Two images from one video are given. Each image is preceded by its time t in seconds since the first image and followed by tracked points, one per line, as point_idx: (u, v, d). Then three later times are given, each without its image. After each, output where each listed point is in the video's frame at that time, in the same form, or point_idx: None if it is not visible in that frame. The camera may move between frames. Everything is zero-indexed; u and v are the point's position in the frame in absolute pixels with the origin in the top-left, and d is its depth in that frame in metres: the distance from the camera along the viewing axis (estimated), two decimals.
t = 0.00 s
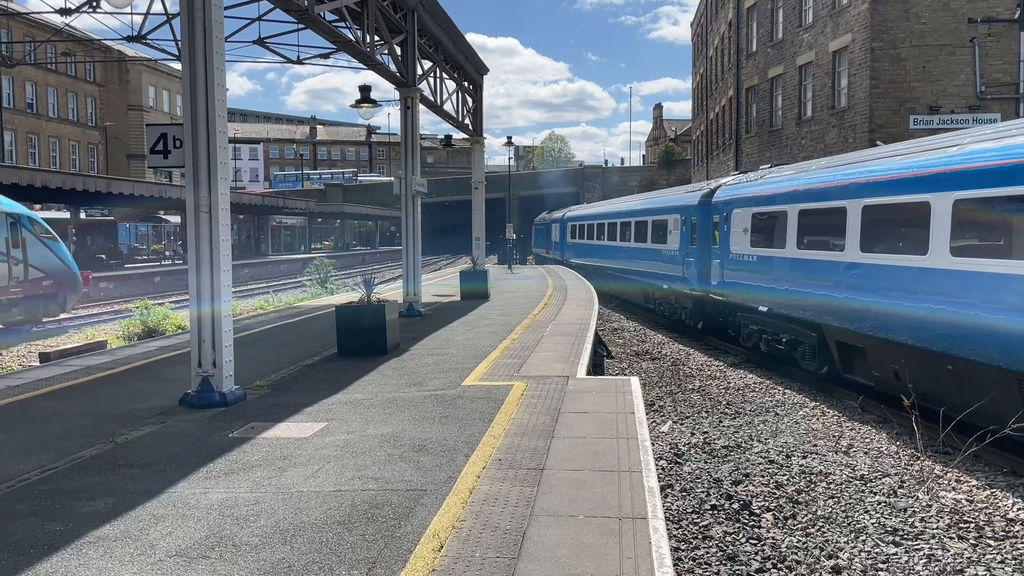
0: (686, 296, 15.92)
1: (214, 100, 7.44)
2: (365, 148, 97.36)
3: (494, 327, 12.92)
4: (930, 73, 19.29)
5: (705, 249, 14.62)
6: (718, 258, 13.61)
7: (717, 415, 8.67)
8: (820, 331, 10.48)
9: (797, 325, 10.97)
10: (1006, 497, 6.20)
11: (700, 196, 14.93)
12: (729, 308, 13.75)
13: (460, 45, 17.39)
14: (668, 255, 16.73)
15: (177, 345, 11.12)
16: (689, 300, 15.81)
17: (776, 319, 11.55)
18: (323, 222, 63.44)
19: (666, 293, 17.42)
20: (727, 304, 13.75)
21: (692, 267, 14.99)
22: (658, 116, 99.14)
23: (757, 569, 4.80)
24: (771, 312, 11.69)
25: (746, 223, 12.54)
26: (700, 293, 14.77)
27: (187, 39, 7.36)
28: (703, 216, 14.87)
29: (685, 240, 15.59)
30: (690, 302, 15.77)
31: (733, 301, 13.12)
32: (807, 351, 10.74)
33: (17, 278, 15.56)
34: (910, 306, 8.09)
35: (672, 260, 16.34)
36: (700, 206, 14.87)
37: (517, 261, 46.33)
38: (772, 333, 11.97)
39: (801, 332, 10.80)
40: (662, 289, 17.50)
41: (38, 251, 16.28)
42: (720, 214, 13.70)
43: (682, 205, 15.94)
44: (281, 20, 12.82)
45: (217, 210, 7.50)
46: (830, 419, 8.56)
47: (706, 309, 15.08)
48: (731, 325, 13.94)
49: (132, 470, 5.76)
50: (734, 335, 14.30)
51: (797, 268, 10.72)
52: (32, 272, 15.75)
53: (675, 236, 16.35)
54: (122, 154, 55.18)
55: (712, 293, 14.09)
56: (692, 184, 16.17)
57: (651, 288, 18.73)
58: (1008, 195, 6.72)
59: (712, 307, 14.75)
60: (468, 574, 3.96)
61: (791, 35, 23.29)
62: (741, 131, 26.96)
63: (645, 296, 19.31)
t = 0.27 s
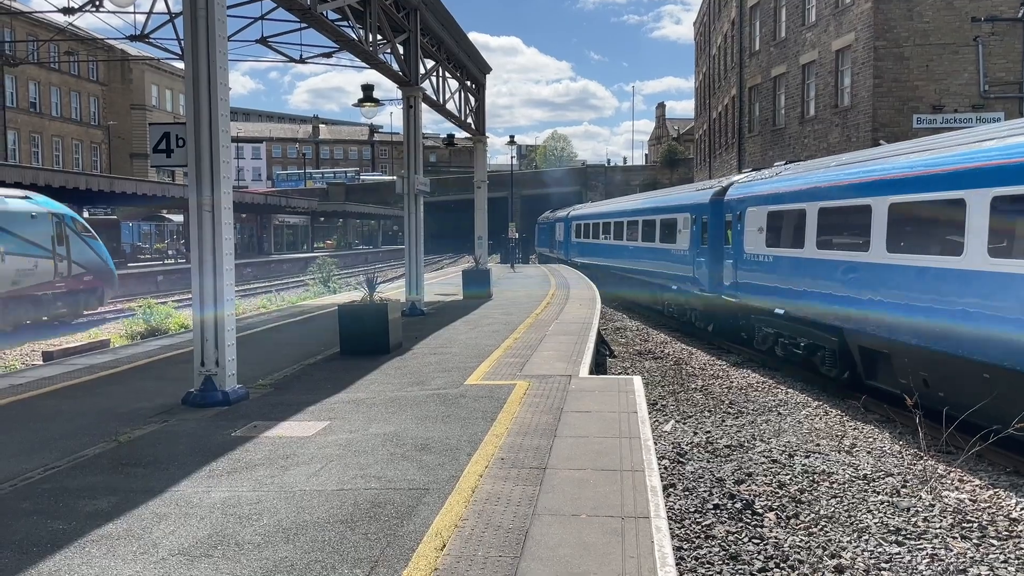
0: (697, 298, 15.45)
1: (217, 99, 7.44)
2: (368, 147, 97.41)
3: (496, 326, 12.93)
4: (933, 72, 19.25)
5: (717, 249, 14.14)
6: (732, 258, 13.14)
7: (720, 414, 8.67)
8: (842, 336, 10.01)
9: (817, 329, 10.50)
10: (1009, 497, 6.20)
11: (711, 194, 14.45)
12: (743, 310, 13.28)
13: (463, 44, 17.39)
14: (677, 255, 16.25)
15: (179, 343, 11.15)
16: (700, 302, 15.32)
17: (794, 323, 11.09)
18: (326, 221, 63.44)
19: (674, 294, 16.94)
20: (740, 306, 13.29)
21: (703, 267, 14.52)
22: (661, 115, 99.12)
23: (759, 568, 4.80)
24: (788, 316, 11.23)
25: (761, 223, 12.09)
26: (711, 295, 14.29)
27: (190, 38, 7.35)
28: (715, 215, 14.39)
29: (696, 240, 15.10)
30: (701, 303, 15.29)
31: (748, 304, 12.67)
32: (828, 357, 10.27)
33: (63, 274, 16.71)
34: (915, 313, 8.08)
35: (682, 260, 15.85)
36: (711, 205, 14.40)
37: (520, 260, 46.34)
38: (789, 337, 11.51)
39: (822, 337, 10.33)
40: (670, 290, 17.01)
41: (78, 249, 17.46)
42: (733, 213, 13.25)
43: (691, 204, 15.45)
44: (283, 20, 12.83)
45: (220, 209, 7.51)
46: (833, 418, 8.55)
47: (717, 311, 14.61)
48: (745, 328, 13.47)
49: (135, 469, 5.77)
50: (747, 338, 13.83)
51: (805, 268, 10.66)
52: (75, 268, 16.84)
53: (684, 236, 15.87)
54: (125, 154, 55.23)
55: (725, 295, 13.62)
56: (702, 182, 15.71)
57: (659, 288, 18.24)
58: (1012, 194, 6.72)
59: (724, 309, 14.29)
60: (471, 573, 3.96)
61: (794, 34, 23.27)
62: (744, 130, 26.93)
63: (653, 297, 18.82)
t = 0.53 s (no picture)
0: (709, 299, 15.05)
1: (220, 98, 7.44)
2: (370, 146, 97.39)
3: (498, 326, 12.92)
4: (936, 71, 19.22)
5: (729, 248, 13.75)
6: (746, 258, 12.75)
7: (722, 414, 8.67)
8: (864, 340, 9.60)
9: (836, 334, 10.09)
10: (1012, 497, 6.19)
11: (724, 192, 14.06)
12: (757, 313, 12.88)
13: (465, 43, 17.39)
14: (687, 255, 15.87)
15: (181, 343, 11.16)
16: (712, 303, 14.91)
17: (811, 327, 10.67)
18: (328, 220, 63.47)
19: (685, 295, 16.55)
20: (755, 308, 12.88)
21: (714, 268, 14.13)
22: (663, 114, 99.06)
23: (761, 568, 4.79)
24: (805, 319, 10.82)
25: (776, 222, 11.71)
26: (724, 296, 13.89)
27: (193, 37, 7.36)
28: (727, 213, 14.01)
29: (707, 239, 14.71)
30: (713, 305, 14.89)
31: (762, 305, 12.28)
32: (848, 362, 9.85)
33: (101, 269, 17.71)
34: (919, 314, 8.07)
35: (692, 260, 15.45)
36: (722, 203, 14.02)
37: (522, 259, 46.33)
38: (805, 341, 11.09)
39: (842, 342, 9.92)
40: (681, 291, 16.61)
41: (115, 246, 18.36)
42: (746, 212, 12.89)
43: (702, 202, 15.06)
44: (285, 19, 12.86)
45: (223, 208, 7.51)
46: (835, 418, 8.55)
47: (730, 313, 14.23)
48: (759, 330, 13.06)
49: (138, 467, 5.77)
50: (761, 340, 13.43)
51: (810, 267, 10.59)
52: (114, 264, 17.76)
53: (695, 235, 15.47)
54: (127, 153, 55.24)
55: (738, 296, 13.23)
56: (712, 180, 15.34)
57: (669, 289, 17.86)
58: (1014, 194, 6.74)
59: (737, 311, 13.93)
60: (473, 572, 3.96)
61: (796, 34, 23.25)
62: (747, 129, 26.90)
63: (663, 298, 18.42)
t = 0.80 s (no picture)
0: (719, 301, 14.63)
1: (222, 97, 7.45)
2: (372, 145, 97.38)
3: (499, 325, 12.92)
4: (938, 70, 19.19)
5: (741, 248, 13.34)
6: (760, 258, 12.34)
7: (724, 413, 8.68)
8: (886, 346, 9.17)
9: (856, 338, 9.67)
10: (1014, 497, 6.18)
11: (734, 189, 13.64)
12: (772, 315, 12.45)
13: (467, 43, 17.39)
14: (697, 255, 15.45)
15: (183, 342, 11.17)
16: (723, 304, 14.48)
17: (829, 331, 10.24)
18: (330, 219, 63.47)
19: (694, 296, 16.11)
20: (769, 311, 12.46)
21: (725, 268, 13.70)
22: (665, 113, 99.01)
23: (763, 568, 4.79)
24: (823, 322, 10.38)
25: (792, 220, 11.29)
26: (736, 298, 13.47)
27: (195, 37, 7.37)
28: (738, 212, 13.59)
29: (717, 239, 14.29)
30: (725, 306, 14.45)
31: (777, 307, 11.86)
32: (869, 368, 9.44)
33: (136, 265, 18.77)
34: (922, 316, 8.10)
35: (702, 261, 15.02)
36: (733, 201, 13.60)
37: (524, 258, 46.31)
38: (823, 345, 10.66)
39: (863, 347, 9.50)
40: (689, 292, 16.18)
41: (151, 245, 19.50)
42: (759, 211, 12.49)
43: (711, 200, 14.64)
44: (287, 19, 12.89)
45: (225, 207, 7.52)
46: (837, 417, 8.55)
47: (742, 315, 13.82)
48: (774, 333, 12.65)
49: (140, 466, 5.78)
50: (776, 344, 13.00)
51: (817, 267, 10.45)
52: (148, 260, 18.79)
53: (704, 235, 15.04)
54: (129, 152, 55.21)
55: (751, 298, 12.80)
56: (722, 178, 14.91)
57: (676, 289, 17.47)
58: (1015, 193, 6.77)
59: (748, 313, 13.58)
60: (474, 571, 3.96)
61: (798, 33, 23.23)
62: (749, 128, 26.89)
63: (670, 299, 17.98)
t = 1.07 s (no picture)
0: (729, 303, 14.21)
1: (224, 96, 7.46)
2: (373, 145, 97.40)
3: (501, 324, 12.92)
4: (940, 70, 19.17)
5: (754, 249, 12.89)
6: (774, 259, 11.89)
7: (725, 412, 8.68)
8: (910, 352, 8.74)
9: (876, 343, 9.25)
10: (1016, 496, 6.17)
11: (746, 187, 13.16)
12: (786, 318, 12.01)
13: (469, 42, 17.40)
14: (706, 255, 14.99)
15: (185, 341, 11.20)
16: (734, 306, 14.03)
17: (848, 336, 9.82)
18: (331, 218, 63.47)
19: (703, 297, 15.65)
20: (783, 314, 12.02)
21: (737, 270, 13.26)
22: (666, 113, 98.96)
23: (764, 567, 4.79)
24: (841, 327, 9.94)
25: (808, 219, 10.83)
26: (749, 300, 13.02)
27: (197, 36, 7.38)
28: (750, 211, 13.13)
29: (728, 238, 13.83)
30: (736, 309, 14.00)
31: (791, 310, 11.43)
32: (893, 375, 9.05)
33: (167, 262, 20.87)
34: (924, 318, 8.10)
35: (712, 261, 14.56)
36: (745, 200, 13.13)
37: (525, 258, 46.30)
38: (843, 350, 10.22)
39: (884, 352, 9.10)
40: (699, 293, 15.72)
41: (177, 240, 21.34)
42: (772, 210, 12.04)
43: (722, 199, 14.18)
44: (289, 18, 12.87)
45: (227, 206, 7.52)
46: (839, 416, 8.55)
47: (754, 318, 13.40)
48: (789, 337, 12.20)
49: (142, 465, 5.78)
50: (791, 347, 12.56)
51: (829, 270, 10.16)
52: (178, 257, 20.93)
53: (714, 234, 14.58)
54: (131, 151, 55.17)
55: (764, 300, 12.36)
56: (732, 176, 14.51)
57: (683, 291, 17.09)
58: (1015, 192, 6.78)
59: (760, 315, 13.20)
60: (476, 570, 3.96)
61: (800, 32, 23.22)
62: (751, 128, 26.88)
63: (679, 300, 17.52)
